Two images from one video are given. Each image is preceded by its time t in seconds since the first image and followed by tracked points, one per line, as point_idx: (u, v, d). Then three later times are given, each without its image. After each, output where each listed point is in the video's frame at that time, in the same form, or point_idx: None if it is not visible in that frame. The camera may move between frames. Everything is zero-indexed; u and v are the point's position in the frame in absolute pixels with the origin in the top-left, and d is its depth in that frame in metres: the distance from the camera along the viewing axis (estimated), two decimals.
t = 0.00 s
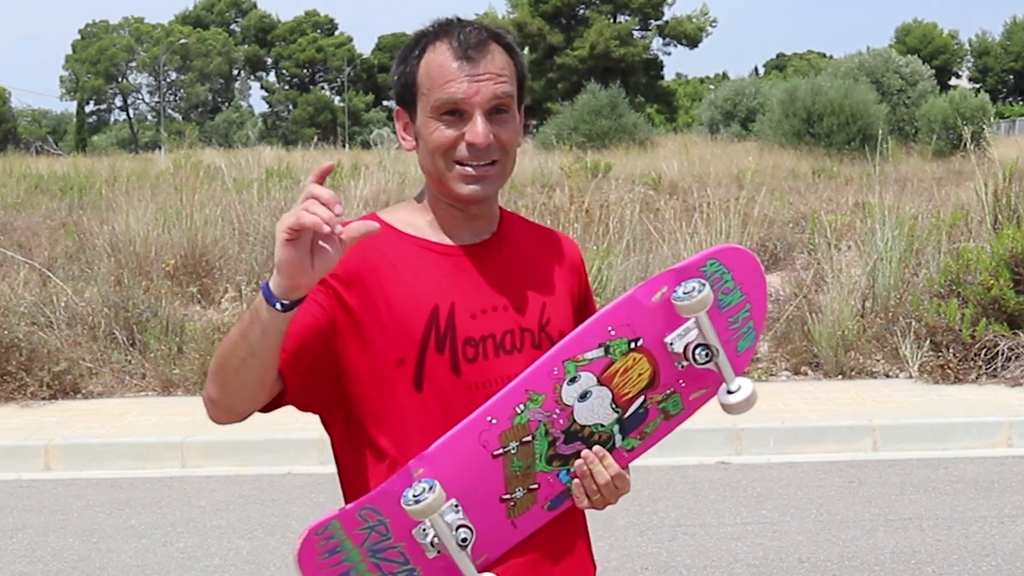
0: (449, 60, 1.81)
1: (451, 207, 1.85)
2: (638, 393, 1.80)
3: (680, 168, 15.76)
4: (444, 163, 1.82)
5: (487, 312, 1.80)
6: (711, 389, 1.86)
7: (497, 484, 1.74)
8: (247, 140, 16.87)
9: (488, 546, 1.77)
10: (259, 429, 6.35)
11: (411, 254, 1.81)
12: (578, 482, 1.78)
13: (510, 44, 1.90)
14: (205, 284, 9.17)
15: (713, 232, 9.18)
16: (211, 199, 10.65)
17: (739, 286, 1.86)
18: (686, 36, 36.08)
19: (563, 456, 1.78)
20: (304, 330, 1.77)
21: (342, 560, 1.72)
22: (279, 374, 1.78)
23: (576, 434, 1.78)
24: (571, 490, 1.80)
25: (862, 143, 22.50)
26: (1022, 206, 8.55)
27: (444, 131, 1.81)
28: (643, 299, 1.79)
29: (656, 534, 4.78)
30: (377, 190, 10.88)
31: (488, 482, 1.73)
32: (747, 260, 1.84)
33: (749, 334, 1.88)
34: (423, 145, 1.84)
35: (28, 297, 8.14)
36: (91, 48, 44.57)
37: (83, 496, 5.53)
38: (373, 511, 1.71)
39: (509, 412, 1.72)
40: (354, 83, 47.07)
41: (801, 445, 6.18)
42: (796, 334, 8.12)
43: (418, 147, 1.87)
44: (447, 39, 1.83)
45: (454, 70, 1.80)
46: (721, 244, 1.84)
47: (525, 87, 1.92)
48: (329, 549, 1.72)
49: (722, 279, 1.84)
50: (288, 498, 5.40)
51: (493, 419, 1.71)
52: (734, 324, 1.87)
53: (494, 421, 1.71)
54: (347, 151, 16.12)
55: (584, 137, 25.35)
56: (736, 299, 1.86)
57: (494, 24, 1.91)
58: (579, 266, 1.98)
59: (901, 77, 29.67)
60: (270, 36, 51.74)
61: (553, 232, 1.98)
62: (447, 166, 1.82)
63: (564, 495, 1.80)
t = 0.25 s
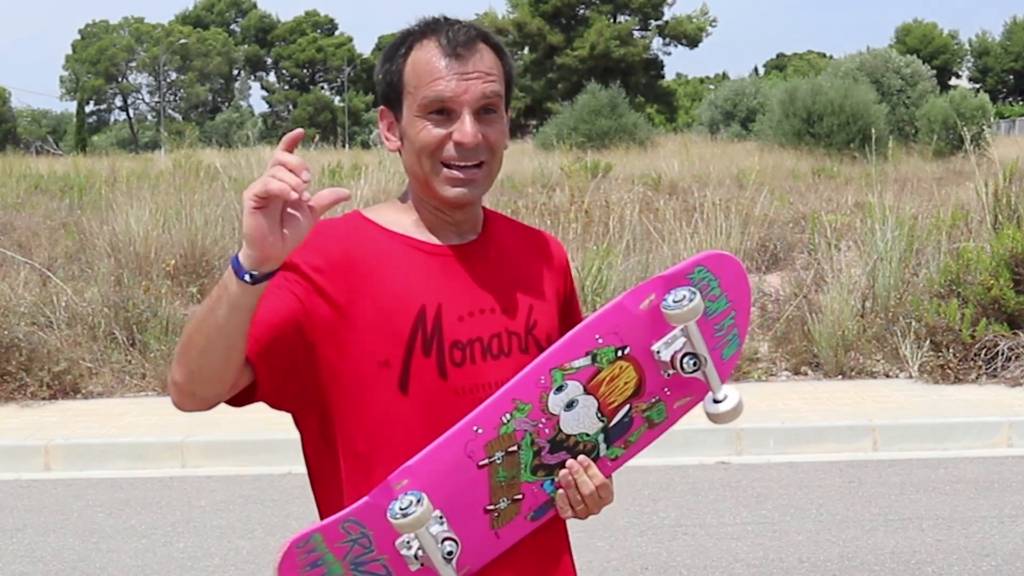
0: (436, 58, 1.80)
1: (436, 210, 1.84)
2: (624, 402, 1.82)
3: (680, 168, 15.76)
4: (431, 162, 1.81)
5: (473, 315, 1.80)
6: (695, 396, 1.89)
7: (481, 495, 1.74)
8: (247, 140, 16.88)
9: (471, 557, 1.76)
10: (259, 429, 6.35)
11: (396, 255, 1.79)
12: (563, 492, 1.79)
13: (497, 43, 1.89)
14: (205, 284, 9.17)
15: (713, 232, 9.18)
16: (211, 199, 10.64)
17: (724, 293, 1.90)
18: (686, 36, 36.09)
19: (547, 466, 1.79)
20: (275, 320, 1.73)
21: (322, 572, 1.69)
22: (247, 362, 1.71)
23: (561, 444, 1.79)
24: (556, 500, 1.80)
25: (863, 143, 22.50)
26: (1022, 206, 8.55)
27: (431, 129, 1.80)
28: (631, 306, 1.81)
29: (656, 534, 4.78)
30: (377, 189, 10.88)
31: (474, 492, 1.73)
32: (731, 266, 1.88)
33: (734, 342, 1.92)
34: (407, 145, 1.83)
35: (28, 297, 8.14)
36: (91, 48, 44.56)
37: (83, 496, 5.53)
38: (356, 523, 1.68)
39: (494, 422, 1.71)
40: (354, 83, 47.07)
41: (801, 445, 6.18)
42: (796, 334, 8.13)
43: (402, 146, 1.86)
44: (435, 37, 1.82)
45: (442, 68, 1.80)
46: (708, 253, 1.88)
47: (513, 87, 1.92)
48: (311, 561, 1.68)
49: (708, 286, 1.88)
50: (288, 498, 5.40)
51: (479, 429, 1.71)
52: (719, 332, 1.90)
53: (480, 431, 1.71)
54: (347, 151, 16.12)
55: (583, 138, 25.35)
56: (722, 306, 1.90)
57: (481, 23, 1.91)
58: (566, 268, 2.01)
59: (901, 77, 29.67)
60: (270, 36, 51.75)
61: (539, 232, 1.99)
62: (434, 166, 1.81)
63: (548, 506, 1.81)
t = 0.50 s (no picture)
0: (429, 59, 1.79)
1: (423, 214, 1.83)
2: (606, 418, 1.82)
3: (680, 168, 15.77)
4: (419, 166, 1.80)
5: (456, 324, 1.78)
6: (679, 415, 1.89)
7: (457, 507, 1.73)
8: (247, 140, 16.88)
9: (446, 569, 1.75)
10: (258, 429, 6.35)
11: (378, 263, 1.78)
12: (540, 507, 1.78)
13: (492, 45, 1.88)
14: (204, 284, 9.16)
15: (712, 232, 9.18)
16: (211, 199, 10.64)
17: (715, 311, 1.89)
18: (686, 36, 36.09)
19: (526, 480, 1.78)
20: (253, 330, 1.73)
21: None
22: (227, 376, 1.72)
23: (541, 458, 1.79)
24: (532, 514, 1.80)
25: (863, 142, 22.50)
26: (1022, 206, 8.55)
27: (419, 133, 1.79)
28: (618, 322, 1.80)
29: (656, 534, 4.78)
30: (377, 189, 10.88)
31: (451, 504, 1.72)
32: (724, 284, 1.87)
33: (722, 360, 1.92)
34: (396, 145, 1.83)
35: (28, 297, 8.14)
36: (91, 49, 44.55)
37: (83, 496, 5.53)
38: (329, 533, 1.66)
39: (474, 436, 1.70)
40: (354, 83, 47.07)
41: (801, 445, 6.18)
42: (796, 334, 8.13)
43: (390, 146, 1.85)
44: (428, 37, 1.81)
45: (434, 70, 1.79)
46: (701, 270, 1.87)
47: (507, 90, 1.90)
48: (281, 568, 1.67)
49: (699, 303, 1.87)
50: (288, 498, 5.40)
51: (458, 442, 1.69)
52: (707, 350, 1.90)
53: (459, 443, 1.69)
54: (347, 151, 16.12)
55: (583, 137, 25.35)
56: (712, 324, 1.89)
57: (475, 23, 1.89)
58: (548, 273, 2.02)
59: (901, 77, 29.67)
60: (270, 36, 51.74)
61: (522, 240, 2.00)
62: (422, 170, 1.80)
63: (525, 519, 1.80)
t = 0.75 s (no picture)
0: (425, 63, 1.79)
1: (416, 216, 1.83)
2: (607, 415, 1.82)
3: (680, 168, 15.77)
4: (413, 171, 1.80)
5: (450, 324, 1.78)
6: (680, 408, 1.89)
7: (459, 510, 1.73)
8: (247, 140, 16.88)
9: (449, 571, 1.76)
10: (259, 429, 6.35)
11: (373, 264, 1.77)
12: (543, 505, 1.79)
13: (488, 46, 1.88)
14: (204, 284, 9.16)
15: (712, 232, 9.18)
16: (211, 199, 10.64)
17: (715, 303, 1.88)
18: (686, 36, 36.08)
19: (527, 479, 1.78)
20: (241, 334, 1.72)
21: None
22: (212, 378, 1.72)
23: (542, 457, 1.79)
24: (535, 513, 1.81)
25: (863, 142, 22.49)
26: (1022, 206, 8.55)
27: (415, 137, 1.78)
28: (616, 320, 1.79)
29: (656, 534, 4.78)
30: (376, 189, 10.87)
31: (451, 506, 1.72)
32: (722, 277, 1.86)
33: (722, 351, 1.92)
34: (390, 147, 1.82)
35: (28, 297, 8.14)
36: (91, 49, 44.53)
37: (83, 496, 5.53)
38: (331, 540, 1.66)
39: (474, 438, 1.70)
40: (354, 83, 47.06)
41: (801, 445, 6.18)
42: (796, 334, 8.13)
43: (385, 148, 1.84)
44: (424, 39, 1.80)
45: (430, 73, 1.78)
46: (700, 262, 1.86)
47: (501, 92, 1.90)
48: None
49: (699, 297, 1.86)
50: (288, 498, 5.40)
51: (458, 444, 1.69)
52: (707, 343, 1.89)
53: (459, 446, 1.69)
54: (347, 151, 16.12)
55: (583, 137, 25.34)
56: (712, 317, 1.88)
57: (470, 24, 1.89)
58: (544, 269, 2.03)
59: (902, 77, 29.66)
60: (270, 36, 51.73)
61: (517, 235, 2.00)
62: (416, 174, 1.80)
63: (527, 518, 1.81)
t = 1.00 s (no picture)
0: (419, 57, 1.79)
1: (413, 211, 1.82)
2: (607, 412, 1.82)
3: (680, 168, 15.77)
4: (408, 166, 1.79)
5: (447, 323, 1.78)
6: (681, 405, 1.88)
7: (458, 507, 1.73)
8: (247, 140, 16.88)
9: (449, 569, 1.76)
10: (258, 429, 6.34)
11: (371, 263, 1.78)
12: (543, 502, 1.79)
13: (486, 43, 1.88)
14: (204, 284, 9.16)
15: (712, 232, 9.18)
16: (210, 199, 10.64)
17: (714, 299, 1.88)
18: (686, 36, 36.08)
19: (527, 477, 1.78)
20: (236, 313, 1.69)
21: None
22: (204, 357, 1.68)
23: (542, 454, 1.79)
24: (535, 510, 1.80)
25: (863, 142, 22.49)
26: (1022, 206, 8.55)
27: (410, 132, 1.79)
28: (615, 316, 1.79)
29: (656, 534, 4.77)
30: (376, 188, 10.87)
31: (450, 503, 1.72)
32: (721, 272, 1.86)
33: (723, 348, 1.91)
34: (386, 144, 1.82)
35: (28, 297, 8.13)
36: (91, 49, 44.52)
37: (83, 495, 5.53)
38: (329, 537, 1.66)
39: (472, 435, 1.70)
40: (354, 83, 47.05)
41: (801, 445, 6.18)
42: (796, 334, 8.13)
43: (382, 146, 1.84)
44: (419, 35, 1.81)
45: (424, 68, 1.78)
46: (698, 258, 1.86)
47: (500, 90, 1.90)
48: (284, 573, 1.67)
49: (697, 293, 1.86)
50: (288, 498, 5.40)
51: (456, 442, 1.69)
52: (708, 340, 1.89)
53: (457, 443, 1.69)
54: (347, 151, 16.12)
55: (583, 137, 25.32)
56: (711, 313, 1.88)
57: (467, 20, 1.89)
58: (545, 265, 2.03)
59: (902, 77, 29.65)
60: (270, 36, 51.72)
61: (518, 233, 2.00)
62: (411, 170, 1.79)
63: (528, 516, 1.81)
